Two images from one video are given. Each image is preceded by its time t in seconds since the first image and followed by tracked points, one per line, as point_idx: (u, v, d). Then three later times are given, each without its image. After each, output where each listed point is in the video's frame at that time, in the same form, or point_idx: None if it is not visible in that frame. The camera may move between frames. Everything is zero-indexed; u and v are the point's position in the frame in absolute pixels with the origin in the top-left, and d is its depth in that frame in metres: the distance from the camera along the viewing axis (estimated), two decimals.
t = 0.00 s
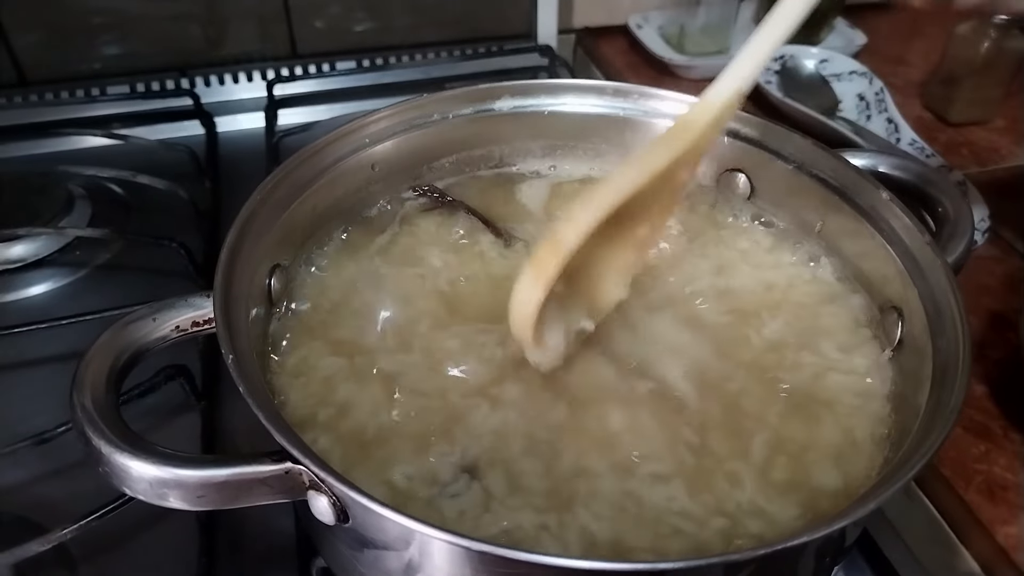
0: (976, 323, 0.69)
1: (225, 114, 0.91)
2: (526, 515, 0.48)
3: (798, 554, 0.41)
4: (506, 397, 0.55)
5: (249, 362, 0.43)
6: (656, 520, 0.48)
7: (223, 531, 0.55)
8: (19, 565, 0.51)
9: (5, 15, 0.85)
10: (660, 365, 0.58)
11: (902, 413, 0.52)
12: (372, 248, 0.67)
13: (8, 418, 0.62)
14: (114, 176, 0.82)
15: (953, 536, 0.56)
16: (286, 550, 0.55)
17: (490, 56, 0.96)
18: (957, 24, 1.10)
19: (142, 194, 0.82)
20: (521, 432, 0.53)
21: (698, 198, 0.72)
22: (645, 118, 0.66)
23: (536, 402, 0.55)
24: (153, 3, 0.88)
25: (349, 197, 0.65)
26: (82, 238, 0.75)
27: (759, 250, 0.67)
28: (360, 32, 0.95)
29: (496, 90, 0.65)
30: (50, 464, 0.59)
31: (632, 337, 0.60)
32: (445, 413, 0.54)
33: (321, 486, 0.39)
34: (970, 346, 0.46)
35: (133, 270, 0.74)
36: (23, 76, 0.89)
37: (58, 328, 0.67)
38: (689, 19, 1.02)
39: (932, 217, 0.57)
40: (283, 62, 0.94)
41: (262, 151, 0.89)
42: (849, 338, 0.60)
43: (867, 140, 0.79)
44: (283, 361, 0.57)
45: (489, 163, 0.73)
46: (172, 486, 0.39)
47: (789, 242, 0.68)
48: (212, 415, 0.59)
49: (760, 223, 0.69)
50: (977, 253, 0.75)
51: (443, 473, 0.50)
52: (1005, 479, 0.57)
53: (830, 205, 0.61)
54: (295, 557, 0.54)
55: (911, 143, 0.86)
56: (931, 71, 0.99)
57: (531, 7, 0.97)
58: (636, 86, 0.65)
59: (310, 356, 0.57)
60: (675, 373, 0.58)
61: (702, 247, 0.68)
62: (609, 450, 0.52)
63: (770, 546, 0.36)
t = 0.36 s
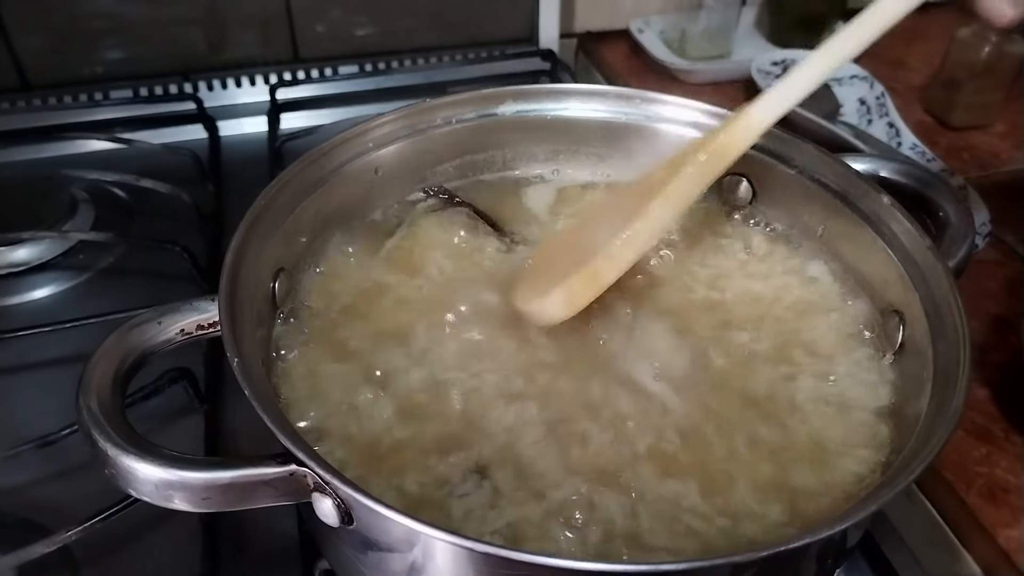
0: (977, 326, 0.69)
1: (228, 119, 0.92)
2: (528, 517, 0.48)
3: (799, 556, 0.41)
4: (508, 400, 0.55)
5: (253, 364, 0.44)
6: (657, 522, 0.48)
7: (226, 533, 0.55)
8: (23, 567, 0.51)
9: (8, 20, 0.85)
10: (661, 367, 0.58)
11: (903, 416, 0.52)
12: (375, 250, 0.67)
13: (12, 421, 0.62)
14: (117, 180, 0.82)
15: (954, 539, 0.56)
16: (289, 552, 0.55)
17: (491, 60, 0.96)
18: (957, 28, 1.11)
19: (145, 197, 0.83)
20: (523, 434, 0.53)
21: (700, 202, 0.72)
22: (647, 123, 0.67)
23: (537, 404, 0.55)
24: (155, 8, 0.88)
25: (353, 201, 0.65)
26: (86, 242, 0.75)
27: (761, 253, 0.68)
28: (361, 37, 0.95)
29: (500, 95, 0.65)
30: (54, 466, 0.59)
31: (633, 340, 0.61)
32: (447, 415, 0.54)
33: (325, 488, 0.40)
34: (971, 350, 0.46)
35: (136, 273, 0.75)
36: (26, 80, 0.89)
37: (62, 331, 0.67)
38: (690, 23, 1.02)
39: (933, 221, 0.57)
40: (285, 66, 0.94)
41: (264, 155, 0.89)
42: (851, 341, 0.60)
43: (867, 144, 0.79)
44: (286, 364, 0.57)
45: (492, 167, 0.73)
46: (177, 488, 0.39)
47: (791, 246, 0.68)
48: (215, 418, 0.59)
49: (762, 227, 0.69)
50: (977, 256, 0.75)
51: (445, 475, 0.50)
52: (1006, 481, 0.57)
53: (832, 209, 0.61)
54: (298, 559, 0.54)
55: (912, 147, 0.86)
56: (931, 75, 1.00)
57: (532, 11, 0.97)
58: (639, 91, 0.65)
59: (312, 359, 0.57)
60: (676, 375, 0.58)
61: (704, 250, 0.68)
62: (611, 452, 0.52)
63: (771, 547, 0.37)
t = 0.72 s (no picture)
0: (971, 325, 0.70)
1: (228, 120, 0.93)
2: (526, 510, 0.49)
3: (791, 548, 0.42)
4: (506, 396, 0.56)
5: (254, 360, 0.44)
6: (653, 516, 0.49)
7: (226, 529, 0.56)
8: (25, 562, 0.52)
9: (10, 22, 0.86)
10: (658, 363, 0.59)
11: (895, 412, 0.53)
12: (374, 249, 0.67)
13: (14, 419, 0.63)
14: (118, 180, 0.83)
15: (946, 533, 0.56)
16: (289, 546, 0.55)
17: (489, 62, 0.97)
18: (952, 30, 1.11)
19: (146, 198, 0.83)
20: (521, 429, 0.54)
21: (696, 201, 0.72)
22: (642, 124, 0.67)
23: (535, 399, 0.56)
24: (155, 10, 0.89)
25: (353, 200, 0.66)
26: (87, 242, 0.76)
27: (756, 251, 0.68)
28: (361, 39, 0.96)
29: (498, 95, 0.66)
30: (56, 464, 0.59)
31: (630, 337, 0.61)
32: (446, 411, 0.55)
33: (325, 481, 0.40)
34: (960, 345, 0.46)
35: (137, 273, 0.75)
36: (27, 82, 0.89)
37: (64, 330, 0.68)
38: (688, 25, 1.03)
39: (924, 219, 0.58)
40: (285, 68, 0.95)
41: (264, 155, 0.90)
42: (846, 337, 0.61)
43: (862, 145, 0.80)
44: (287, 360, 0.58)
45: (490, 166, 0.74)
46: (180, 482, 0.39)
47: (786, 244, 0.68)
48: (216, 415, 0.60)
49: (757, 225, 0.70)
50: (972, 256, 0.76)
51: (443, 469, 0.51)
52: (999, 478, 0.58)
53: (825, 207, 0.61)
54: (298, 554, 0.55)
55: (906, 148, 0.87)
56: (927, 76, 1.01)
57: (530, 13, 0.98)
58: (635, 92, 0.66)
59: (312, 356, 0.58)
60: (672, 371, 0.58)
61: (700, 247, 0.69)
62: (607, 447, 0.53)
63: (763, 538, 0.37)
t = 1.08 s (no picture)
0: (964, 321, 0.70)
1: (226, 119, 0.93)
2: (520, 502, 0.49)
3: (781, 535, 0.42)
4: (502, 390, 0.56)
5: (251, 351, 0.45)
6: (647, 506, 0.49)
7: (224, 520, 0.56)
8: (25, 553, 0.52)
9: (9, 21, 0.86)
10: (652, 359, 0.59)
11: (885, 404, 0.54)
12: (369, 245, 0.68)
13: (14, 414, 0.63)
14: (117, 178, 0.83)
15: (937, 526, 0.57)
16: (286, 538, 0.56)
17: (486, 62, 0.98)
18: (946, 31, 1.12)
19: (144, 196, 0.84)
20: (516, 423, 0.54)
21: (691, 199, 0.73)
22: (636, 121, 0.68)
23: (530, 394, 0.56)
24: (154, 10, 0.89)
25: (348, 197, 0.67)
26: (86, 239, 0.77)
27: (749, 248, 0.69)
28: (359, 38, 0.96)
29: (493, 93, 0.67)
30: (55, 458, 0.60)
31: (624, 333, 0.62)
32: (442, 405, 0.55)
33: (322, 470, 0.41)
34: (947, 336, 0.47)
35: (136, 270, 0.76)
36: (25, 80, 0.90)
37: (63, 326, 0.68)
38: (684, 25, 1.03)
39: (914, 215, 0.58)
40: (283, 67, 0.95)
41: (262, 153, 0.90)
42: (838, 331, 0.62)
43: (856, 143, 0.81)
44: (284, 354, 0.58)
45: (485, 164, 0.74)
46: (178, 471, 0.40)
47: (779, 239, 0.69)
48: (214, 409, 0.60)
49: (750, 222, 0.70)
50: (965, 254, 0.77)
51: (438, 461, 0.52)
52: (991, 472, 0.59)
53: (817, 203, 0.62)
54: (295, 545, 0.55)
55: (900, 147, 0.88)
56: (921, 77, 1.02)
57: (527, 13, 0.99)
58: (628, 89, 0.67)
59: (309, 350, 0.59)
60: (666, 366, 0.59)
61: (694, 244, 0.69)
62: (602, 439, 0.53)
63: (752, 523, 0.38)
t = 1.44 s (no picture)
0: (959, 319, 0.70)
1: (226, 119, 0.94)
2: (516, 497, 0.50)
3: (772, 528, 0.43)
4: (498, 388, 0.57)
5: (250, 347, 0.45)
6: (641, 500, 0.50)
7: (223, 516, 0.57)
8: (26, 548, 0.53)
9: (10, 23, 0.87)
10: (648, 357, 0.60)
11: (876, 399, 0.54)
12: (367, 245, 0.68)
13: (15, 412, 0.64)
14: (118, 179, 0.84)
15: (931, 521, 0.57)
16: (284, 533, 0.56)
17: (485, 62, 0.98)
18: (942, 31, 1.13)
19: (145, 196, 0.84)
20: (514, 421, 0.55)
21: (686, 199, 0.74)
22: (632, 120, 0.69)
23: (526, 393, 0.57)
24: (154, 11, 0.90)
25: (345, 196, 0.67)
26: (87, 238, 0.77)
27: (745, 248, 0.69)
28: (359, 39, 0.97)
29: (489, 92, 0.67)
30: (56, 455, 0.60)
31: (619, 332, 0.62)
32: (439, 402, 0.56)
33: (319, 463, 0.41)
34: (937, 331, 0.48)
35: (136, 269, 0.76)
36: (27, 81, 0.90)
37: (63, 324, 0.69)
38: (682, 26, 1.04)
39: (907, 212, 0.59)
40: (283, 68, 0.96)
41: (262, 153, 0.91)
42: (832, 328, 0.62)
43: (851, 142, 0.82)
44: (282, 351, 0.59)
45: (482, 163, 0.75)
46: (177, 464, 0.41)
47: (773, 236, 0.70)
48: (213, 406, 0.61)
49: (745, 220, 0.71)
50: (960, 252, 0.77)
51: (437, 458, 0.52)
52: (984, 468, 0.59)
53: (811, 201, 0.63)
54: (293, 541, 0.56)
55: (896, 146, 0.88)
56: (917, 76, 1.02)
57: (526, 13, 0.99)
58: (623, 88, 0.67)
59: (306, 348, 0.59)
60: (661, 363, 0.59)
61: (690, 243, 0.70)
62: (597, 436, 0.54)
63: (742, 514, 0.38)
